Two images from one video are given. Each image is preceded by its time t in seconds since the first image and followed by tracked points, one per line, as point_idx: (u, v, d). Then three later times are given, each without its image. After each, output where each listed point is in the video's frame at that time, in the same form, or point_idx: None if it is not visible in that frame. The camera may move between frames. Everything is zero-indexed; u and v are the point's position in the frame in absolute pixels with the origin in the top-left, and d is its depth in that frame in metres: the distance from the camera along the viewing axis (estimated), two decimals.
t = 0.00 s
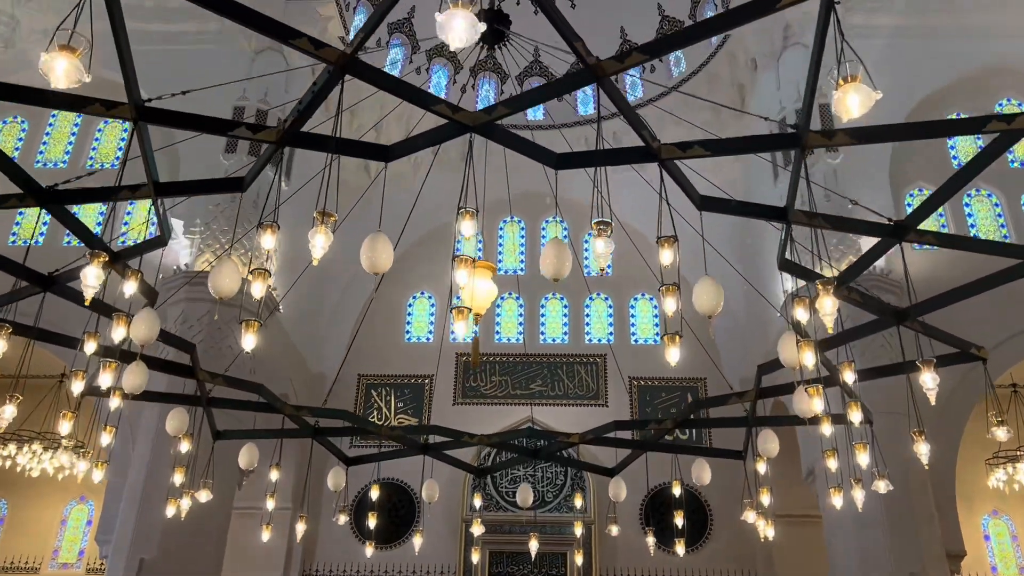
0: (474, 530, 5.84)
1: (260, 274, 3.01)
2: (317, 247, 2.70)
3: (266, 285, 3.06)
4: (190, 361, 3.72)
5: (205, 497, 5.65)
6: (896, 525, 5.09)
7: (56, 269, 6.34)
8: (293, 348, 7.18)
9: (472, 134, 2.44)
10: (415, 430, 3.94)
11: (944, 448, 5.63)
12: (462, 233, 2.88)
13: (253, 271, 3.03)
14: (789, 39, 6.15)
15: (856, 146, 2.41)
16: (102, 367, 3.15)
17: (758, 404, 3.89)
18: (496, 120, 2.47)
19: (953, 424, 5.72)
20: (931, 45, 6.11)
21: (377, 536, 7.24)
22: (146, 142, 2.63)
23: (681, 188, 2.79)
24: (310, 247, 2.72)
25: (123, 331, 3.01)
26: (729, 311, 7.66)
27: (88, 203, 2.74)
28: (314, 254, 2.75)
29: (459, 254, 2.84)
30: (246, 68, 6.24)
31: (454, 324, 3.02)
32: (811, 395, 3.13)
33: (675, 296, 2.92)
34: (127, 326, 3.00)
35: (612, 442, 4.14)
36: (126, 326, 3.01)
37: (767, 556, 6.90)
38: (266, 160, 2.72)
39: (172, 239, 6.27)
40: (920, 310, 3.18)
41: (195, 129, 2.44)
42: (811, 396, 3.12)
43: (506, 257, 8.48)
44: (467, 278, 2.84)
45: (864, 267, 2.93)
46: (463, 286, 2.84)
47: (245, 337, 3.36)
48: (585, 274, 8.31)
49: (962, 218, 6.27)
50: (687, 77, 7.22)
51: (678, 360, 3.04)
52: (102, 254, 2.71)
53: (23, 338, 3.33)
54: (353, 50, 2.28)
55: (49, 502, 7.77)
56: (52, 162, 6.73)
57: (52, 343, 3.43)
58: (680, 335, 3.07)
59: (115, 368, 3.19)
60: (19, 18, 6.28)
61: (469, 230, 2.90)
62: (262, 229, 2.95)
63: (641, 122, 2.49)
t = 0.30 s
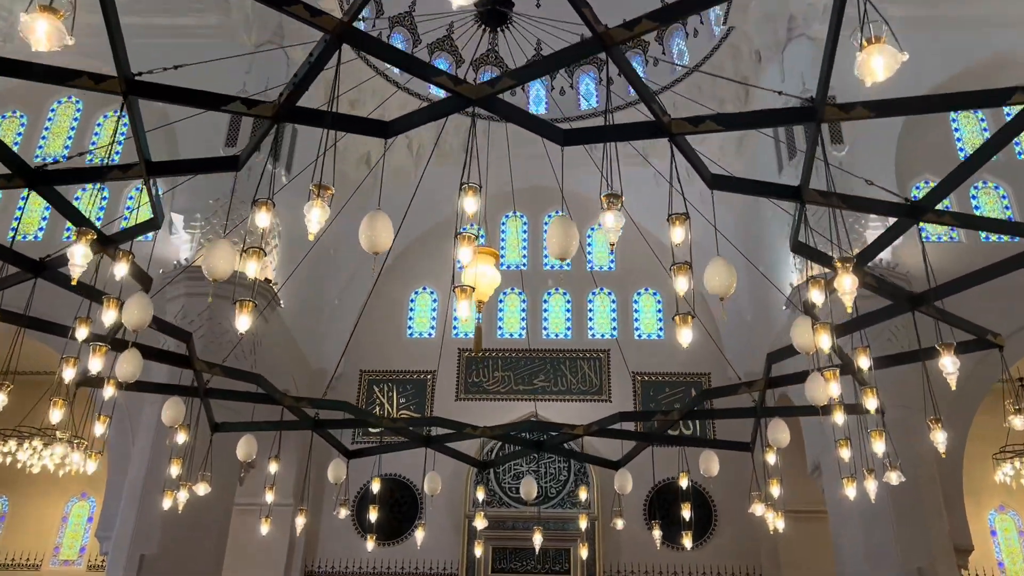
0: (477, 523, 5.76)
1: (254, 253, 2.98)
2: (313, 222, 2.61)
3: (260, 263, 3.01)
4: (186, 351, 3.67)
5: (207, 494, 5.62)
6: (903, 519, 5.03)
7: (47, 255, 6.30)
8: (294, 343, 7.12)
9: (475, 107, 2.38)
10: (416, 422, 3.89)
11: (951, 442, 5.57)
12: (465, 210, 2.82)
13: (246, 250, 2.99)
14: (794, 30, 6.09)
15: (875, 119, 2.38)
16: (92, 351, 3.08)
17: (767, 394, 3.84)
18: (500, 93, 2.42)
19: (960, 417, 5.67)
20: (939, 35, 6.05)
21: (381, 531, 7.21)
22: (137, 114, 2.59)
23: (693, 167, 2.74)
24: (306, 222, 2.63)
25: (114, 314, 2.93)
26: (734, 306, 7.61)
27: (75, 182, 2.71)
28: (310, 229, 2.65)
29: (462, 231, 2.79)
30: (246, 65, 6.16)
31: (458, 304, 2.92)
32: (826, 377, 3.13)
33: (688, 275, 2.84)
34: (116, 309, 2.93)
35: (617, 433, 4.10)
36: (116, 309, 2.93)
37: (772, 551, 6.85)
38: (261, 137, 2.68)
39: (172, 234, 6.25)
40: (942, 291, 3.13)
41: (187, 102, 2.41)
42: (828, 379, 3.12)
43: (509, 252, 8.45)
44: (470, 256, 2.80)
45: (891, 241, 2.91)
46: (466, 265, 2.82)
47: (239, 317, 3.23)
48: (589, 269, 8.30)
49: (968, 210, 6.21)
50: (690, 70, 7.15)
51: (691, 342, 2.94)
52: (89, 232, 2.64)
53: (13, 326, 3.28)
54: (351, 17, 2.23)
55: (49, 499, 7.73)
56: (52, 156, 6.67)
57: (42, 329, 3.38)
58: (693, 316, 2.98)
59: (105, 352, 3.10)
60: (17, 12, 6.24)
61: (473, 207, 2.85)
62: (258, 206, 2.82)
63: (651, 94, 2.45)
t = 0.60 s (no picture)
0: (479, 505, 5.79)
1: (247, 219, 3.01)
2: (304, 180, 2.61)
3: (251, 228, 3.03)
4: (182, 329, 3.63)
5: (208, 479, 5.58)
6: (908, 502, 5.00)
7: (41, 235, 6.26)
8: (295, 328, 7.07)
9: (475, 65, 2.34)
10: (417, 401, 3.85)
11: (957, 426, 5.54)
12: (465, 172, 2.72)
13: (240, 215, 3.02)
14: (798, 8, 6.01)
15: (891, 76, 2.43)
16: (79, 323, 3.00)
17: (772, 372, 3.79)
18: (501, 50, 2.37)
19: (966, 400, 5.64)
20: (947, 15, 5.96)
21: (381, 518, 7.17)
22: (122, 74, 2.56)
23: (704, 130, 2.68)
24: (297, 180, 2.62)
25: (101, 285, 2.86)
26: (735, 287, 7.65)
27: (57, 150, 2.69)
28: (301, 187, 2.65)
29: (461, 195, 2.74)
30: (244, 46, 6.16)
31: (458, 270, 2.89)
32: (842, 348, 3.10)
33: (697, 240, 2.75)
34: (104, 279, 2.87)
35: (620, 414, 4.04)
36: (103, 280, 2.86)
37: (776, 535, 6.83)
38: (251, 101, 2.64)
39: (172, 220, 6.22)
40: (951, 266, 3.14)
41: (172, 63, 2.38)
42: (842, 349, 3.09)
43: (509, 237, 8.37)
44: (470, 220, 2.76)
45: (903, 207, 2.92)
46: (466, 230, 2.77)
47: (230, 285, 3.26)
48: (591, 254, 8.25)
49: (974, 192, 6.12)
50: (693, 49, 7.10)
51: (701, 309, 2.91)
52: (72, 197, 2.61)
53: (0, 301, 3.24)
54: None
55: (50, 485, 7.71)
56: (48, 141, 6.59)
57: (28, 305, 3.34)
58: (702, 283, 2.94)
59: (92, 324, 3.04)
60: None
61: (473, 169, 2.75)
62: (247, 169, 2.89)
63: (659, 52, 2.40)
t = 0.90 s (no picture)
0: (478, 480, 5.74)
1: (231, 175, 2.83)
2: (291, 128, 2.52)
3: (237, 184, 2.83)
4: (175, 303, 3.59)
5: (208, 461, 5.55)
6: (913, 482, 4.96)
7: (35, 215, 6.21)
8: (294, 310, 7.02)
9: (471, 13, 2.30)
10: (416, 377, 3.81)
11: (962, 406, 5.49)
12: (460, 125, 2.68)
13: (224, 169, 2.82)
14: None
15: (907, 24, 2.35)
16: (59, 286, 2.90)
17: (777, 346, 3.74)
18: None
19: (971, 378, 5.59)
20: None
21: (380, 500, 7.16)
22: (101, 26, 2.52)
23: (711, 86, 2.63)
24: (283, 129, 2.53)
25: (83, 248, 2.80)
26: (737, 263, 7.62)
27: (38, 109, 2.64)
28: (286, 136, 2.56)
29: (455, 148, 2.68)
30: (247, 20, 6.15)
31: (453, 226, 2.86)
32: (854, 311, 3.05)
33: (703, 196, 2.70)
34: (84, 241, 2.80)
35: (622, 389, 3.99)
36: (85, 242, 2.80)
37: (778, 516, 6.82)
38: (238, 53, 2.60)
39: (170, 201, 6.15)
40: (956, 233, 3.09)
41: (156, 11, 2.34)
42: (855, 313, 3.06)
43: (510, 218, 8.30)
44: (465, 173, 2.69)
45: (913, 174, 2.87)
46: (462, 185, 2.71)
47: (213, 244, 3.12)
48: (592, 235, 8.18)
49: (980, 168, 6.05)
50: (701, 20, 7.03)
51: (708, 267, 2.86)
52: (48, 151, 2.60)
53: None
54: None
55: (51, 469, 7.70)
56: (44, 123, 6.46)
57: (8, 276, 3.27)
58: (709, 240, 2.87)
59: (72, 288, 2.94)
60: None
61: (468, 121, 2.71)
62: (232, 124, 2.70)
63: (665, 3, 2.35)
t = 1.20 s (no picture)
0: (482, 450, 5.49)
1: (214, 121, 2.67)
2: (274, 65, 2.45)
3: (220, 132, 2.69)
4: (168, 271, 3.55)
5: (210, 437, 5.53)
6: (917, 455, 4.93)
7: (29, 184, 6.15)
8: (295, 285, 6.95)
9: None
10: (415, 345, 3.75)
11: (967, 378, 5.44)
12: (456, 66, 2.58)
13: (207, 116, 2.68)
14: None
15: None
16: (38, 244, 2.93)
17: (784, 313, 3.68)
18: None
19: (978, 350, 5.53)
20: None
21: (382, 475, 7.14)
22: None
23: (723, 31, 2.54)
24: (265, 66, 2.47)
25: (61, 202, 2.75)
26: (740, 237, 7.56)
27: (16, 57, 2.57)
28: (269, 74, 2.49)
29: (452, 90, 2.62)
30: None
31: (449, 172, 2.75)
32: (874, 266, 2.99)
33: (716, 142, 2.62)
34: (63, 197, 2.75)
35: (624, 358, 3.93)
36: (63, 197, 2.75)
37: (780, 489, 6.81)
38: None
39: (166, 175, 6.04)
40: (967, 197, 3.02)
41: None
42: (873, 268, 3.00)
43: (512, 191, 8.21)
44: (462, 117, 2.63)
45: (931, 127, 2.78)
46: (458, 130, 2.64)
47: (197, 194, 3.01)
48: (595, 209, 8.09)
49: (988, 138, 5.94)
50: None
51: (720, 218, 2.70)
52: (20, 97, 2.54)
53: None
54: None
55: (53, 445, 7.68)
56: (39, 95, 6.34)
57: None
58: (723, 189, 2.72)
59: (52, 245, 2.96)
60: None
61: (465, 63, 2.61)
62: (214, 68, 2.57)
63: None
